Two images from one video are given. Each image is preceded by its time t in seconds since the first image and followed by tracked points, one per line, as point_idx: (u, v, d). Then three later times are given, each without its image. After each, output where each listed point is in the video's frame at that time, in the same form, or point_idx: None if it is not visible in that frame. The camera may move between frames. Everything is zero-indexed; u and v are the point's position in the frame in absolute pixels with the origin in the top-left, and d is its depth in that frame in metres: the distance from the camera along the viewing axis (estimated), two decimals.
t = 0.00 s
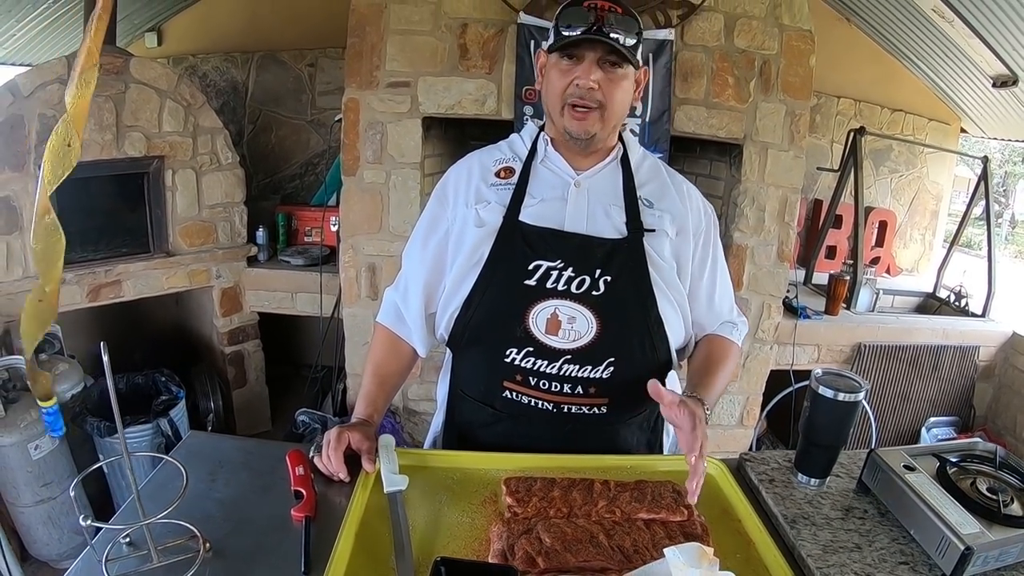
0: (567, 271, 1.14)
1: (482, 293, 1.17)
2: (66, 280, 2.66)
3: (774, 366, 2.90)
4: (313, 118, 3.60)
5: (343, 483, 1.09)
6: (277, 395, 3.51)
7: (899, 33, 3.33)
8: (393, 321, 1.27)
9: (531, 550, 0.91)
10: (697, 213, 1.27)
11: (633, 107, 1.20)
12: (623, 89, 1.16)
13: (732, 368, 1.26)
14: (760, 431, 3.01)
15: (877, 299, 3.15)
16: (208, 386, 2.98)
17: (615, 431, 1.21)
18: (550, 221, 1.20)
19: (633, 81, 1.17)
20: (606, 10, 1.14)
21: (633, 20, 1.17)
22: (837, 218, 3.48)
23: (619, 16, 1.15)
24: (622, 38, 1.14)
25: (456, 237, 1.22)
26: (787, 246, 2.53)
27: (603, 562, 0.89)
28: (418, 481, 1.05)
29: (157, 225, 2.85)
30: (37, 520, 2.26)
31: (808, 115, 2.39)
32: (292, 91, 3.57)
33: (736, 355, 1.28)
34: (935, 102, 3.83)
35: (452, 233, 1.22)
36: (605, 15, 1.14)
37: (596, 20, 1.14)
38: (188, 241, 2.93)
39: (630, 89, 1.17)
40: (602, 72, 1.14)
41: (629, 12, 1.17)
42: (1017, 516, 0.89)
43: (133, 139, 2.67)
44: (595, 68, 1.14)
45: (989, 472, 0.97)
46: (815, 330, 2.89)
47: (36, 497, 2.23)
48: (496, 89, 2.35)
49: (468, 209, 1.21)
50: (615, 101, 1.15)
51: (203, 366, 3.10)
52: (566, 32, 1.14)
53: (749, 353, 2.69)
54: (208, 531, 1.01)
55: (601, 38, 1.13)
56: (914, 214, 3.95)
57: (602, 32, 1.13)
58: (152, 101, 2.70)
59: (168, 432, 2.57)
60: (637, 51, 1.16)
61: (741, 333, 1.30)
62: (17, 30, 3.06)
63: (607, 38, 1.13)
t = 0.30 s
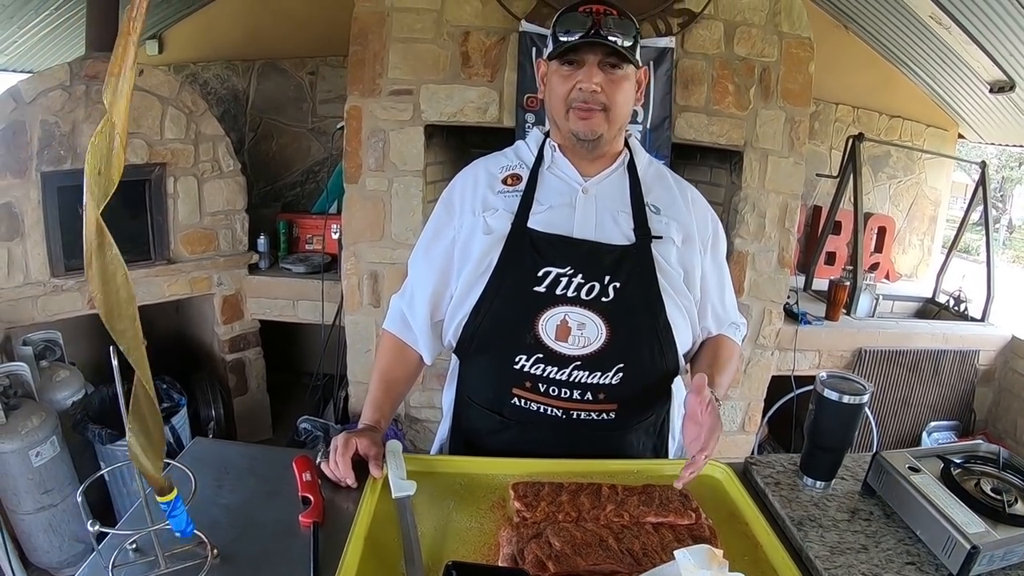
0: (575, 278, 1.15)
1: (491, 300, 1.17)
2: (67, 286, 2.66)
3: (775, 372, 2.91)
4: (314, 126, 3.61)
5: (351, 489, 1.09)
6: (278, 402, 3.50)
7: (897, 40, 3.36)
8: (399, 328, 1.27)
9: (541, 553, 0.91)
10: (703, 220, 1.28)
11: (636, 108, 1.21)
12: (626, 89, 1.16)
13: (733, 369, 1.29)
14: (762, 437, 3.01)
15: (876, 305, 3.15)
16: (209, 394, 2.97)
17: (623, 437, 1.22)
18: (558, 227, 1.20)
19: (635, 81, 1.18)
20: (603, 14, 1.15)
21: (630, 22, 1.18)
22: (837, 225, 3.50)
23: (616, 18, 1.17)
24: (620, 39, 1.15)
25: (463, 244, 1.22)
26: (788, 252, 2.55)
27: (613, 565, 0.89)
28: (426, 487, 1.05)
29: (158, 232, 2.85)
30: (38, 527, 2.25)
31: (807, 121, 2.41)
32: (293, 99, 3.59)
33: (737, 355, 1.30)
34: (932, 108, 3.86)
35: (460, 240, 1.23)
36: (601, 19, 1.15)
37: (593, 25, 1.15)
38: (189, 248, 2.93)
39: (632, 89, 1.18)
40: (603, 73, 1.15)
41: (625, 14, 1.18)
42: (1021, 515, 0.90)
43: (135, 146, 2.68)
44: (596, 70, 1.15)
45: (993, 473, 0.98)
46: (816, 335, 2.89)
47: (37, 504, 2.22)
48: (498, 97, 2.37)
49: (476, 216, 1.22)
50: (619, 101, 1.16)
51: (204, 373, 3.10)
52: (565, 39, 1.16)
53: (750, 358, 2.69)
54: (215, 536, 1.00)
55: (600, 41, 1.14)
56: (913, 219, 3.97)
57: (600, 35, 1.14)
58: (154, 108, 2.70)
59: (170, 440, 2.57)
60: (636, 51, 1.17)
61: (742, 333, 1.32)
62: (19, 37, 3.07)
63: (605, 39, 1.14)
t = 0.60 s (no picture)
0: (581, 284, 1.16)
1: (497, 307, 1.18)
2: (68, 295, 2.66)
3: (775, 376, 2.91)
4: (314, 135, 3.63)
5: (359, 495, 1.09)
6: (278, 412, 3.50)
7: (892, 46, 3.39)
8: (405, 334, 1.28)
9: (551, 555, 0.91)
10: (705, 226, 1.29)
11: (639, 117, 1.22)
12: (627, 99, 1.17)
13: (733, 372, 1.30)
14: (763, 441, 3.02)
15: (876, 308, 3.18)
16: (210, 403, 2.97)
17: (629, 442, 1.23)
18: (563, 234, 1.21)
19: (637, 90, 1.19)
20: (604, 23, 1.16)
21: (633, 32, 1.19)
22: (834, 230, 3.52)
23: (618, 28, 1.17)
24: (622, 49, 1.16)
25: (469, 251, 1.23)
26: (786, 257, 2.56)
27: (622, 566, 0.90)
28: (434, 491, 1.06)
29: (159, 241, 2.86)
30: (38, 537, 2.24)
31: (805, 128, 2.43)
32: (293, 109, 3.60)
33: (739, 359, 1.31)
34: (928, 114, 3.90)
35: (465, 247, 1.24)
36: (603, 28, 1.16)
37: (595, 34, 1.16)
38: (190, 257, 2.94)
39: (634, 99, 1.19)
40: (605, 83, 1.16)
41: (626, 22, 1.19)
42: None
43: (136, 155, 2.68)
44: (598, 80, 1.16)
45: (995, 471, 0.99)
46: (816, 340, 2.91)
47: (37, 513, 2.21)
48: (498, 106, 2.39)
49: (482, 224, 1.23)
50: (621, 111, 1.17)
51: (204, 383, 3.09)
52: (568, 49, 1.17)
53: (750, 364, 2.71)
54: (222, 542, 1.00)
55: (601, 51, 1.15)
56: (910, 224, 4.00)
57: (602, 45, 1.15)
58: (155, 117, 2.71)
59: (172, 448, 2.56)
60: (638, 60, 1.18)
61: (743, 338, 1.33)
62: (19, 46, 3.08)
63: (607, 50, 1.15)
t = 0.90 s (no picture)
0: (581, 284, 1.17)
1: (499, 309, 1.20)
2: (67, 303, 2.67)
3: (772, 377, 2.94)
4: (310, 142, 3.63)
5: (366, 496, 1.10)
6: (276, 419, 3.50)
7: (883, 48, 3.43)
8: (407, 336, 1.29)
9: (558, 550, 0.92)
10: (702, 226, 1.31)
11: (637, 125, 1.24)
12: (626, 110, 1.19)
13: (733, 369, 1.32)
14: (761, 442, 3.04)
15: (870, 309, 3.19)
16: (209, 411, 2.97)
17: (631, 440, 1.24)
18: (563, 236, 1.23)
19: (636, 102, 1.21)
20: (605, 37, 1.17)
21: (632, 43, 1.20)
22: (828, 232, 3.55)
23: (618, 40, 1.18)
24: (622, 62, 1.17)
25: (470, 255, 1.25)
26: (781, 259, 2.59)
27: (628, 560, 0.91)
28: (441, 490, 1.07)
29: (158, 248, 2.86)
30: (39, 545, 2.23)
31: (798, 130, 2.46)
32: (289, 116, 3.61)
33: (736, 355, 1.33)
34: (919, 115, 3.95)
35: (466, 251, 1.25)
36: (603, 42, 1.17)
37: (595, 49, 1.16)
38: (188, 265, 2.94)
39: (633, 109, 1.21)
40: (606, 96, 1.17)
41: (626, 35, 1.20)
42: (1020, 500, 0.93)
43: (134, 163, 2.70)
44: (599, 93, 1.17)
45: (992, 463, 1.01)
46: (812, 341, 2.93)
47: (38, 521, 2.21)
48: (495, 112, 2.41)
49: (482, 228, 1.24)
50: (620, 122, 1.19)
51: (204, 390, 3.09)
52: (569, 61, 1.17)
53: (747, 365, 2.73)
54: (231, 543, 1.00)
55: (602, 65, 1.16)
56: (903, 225, 4.04)
57: (603, 60, 1.16)
58: (153, 125, 2.72)
59: (172, 455, 2.56)
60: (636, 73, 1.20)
61: (741, 336, 1.35)
62: (16, 54, 3.09)
63: (608, 63, 1.16)
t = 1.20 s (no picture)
0: (574, 283, 1.19)
1: (492, 309, 1.21)
2: (61, 310, 2.66)
3: (764, 378, 2.96)
4: (302, 149, 3.64)
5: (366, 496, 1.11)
6: (270, 425, 3.49)
7: (869, 51, 3.48)
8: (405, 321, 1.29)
9: (557, 546, 0.93)
10: (692, 225, 1.33)
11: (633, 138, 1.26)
12: (625, 126, 1.21)
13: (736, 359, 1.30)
14: (753, 442, 3.06)
15: (859, 310, 3.27)
16: (203, 417, 2.96)
17: (626, 438, 1.25)
18: (556, 236, 1.25)
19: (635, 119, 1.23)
20: (613, 55, 1.18)
21: (634, 60, 1.21)
22: (817, 234, 3.59)
23: (623, 57, 1.19)
24: (626, 80, 1.19)
25: (463, 256, 1.27)
26: (771, 261, 2.62)
27: (626, 554, 0.92)
28: (440, 488, 1.08)
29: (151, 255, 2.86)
30: (36, 552, 2.21)
31: (786, 134, 2.50)
32: (280, 123, 3.61)
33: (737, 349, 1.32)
34: (907, 117, 4.00)
35: (459, 252, 1.27)
36: (611, 61, 1.18)
37: (603, 67, 1.17)
38: (181, 272, 2.93)
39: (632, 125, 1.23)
40: (609, 113, 1.18)
41: (632, 54, 1.21)
42: (1010, 490, 0.95)
43: (128, 169, 2.70)
44: (602, 111, 1.18)
45: (982, 455, 1.04)
46: (802, 341, 2.96)
47: (34, 528, 2.19)
48: (487, 117, 2.43)
49: (476, 229, 1.26)
50: (620, 138, 1.21)
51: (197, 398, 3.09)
52: (576, 75, 1.17)
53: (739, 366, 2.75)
54: (232, 544, 1.01)
55: (609, 85, 1.17)
56: (891, 226, 4.09)
57: (609, 79, 1.17)
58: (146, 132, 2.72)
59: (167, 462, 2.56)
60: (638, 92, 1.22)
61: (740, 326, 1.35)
62: (8, 62, 3.08)
63: (612, 81, 1.17)
